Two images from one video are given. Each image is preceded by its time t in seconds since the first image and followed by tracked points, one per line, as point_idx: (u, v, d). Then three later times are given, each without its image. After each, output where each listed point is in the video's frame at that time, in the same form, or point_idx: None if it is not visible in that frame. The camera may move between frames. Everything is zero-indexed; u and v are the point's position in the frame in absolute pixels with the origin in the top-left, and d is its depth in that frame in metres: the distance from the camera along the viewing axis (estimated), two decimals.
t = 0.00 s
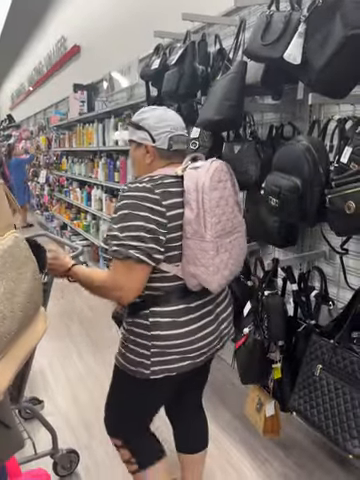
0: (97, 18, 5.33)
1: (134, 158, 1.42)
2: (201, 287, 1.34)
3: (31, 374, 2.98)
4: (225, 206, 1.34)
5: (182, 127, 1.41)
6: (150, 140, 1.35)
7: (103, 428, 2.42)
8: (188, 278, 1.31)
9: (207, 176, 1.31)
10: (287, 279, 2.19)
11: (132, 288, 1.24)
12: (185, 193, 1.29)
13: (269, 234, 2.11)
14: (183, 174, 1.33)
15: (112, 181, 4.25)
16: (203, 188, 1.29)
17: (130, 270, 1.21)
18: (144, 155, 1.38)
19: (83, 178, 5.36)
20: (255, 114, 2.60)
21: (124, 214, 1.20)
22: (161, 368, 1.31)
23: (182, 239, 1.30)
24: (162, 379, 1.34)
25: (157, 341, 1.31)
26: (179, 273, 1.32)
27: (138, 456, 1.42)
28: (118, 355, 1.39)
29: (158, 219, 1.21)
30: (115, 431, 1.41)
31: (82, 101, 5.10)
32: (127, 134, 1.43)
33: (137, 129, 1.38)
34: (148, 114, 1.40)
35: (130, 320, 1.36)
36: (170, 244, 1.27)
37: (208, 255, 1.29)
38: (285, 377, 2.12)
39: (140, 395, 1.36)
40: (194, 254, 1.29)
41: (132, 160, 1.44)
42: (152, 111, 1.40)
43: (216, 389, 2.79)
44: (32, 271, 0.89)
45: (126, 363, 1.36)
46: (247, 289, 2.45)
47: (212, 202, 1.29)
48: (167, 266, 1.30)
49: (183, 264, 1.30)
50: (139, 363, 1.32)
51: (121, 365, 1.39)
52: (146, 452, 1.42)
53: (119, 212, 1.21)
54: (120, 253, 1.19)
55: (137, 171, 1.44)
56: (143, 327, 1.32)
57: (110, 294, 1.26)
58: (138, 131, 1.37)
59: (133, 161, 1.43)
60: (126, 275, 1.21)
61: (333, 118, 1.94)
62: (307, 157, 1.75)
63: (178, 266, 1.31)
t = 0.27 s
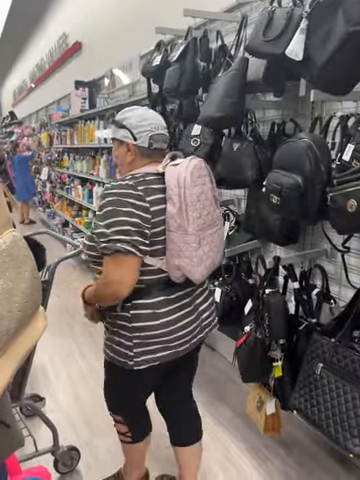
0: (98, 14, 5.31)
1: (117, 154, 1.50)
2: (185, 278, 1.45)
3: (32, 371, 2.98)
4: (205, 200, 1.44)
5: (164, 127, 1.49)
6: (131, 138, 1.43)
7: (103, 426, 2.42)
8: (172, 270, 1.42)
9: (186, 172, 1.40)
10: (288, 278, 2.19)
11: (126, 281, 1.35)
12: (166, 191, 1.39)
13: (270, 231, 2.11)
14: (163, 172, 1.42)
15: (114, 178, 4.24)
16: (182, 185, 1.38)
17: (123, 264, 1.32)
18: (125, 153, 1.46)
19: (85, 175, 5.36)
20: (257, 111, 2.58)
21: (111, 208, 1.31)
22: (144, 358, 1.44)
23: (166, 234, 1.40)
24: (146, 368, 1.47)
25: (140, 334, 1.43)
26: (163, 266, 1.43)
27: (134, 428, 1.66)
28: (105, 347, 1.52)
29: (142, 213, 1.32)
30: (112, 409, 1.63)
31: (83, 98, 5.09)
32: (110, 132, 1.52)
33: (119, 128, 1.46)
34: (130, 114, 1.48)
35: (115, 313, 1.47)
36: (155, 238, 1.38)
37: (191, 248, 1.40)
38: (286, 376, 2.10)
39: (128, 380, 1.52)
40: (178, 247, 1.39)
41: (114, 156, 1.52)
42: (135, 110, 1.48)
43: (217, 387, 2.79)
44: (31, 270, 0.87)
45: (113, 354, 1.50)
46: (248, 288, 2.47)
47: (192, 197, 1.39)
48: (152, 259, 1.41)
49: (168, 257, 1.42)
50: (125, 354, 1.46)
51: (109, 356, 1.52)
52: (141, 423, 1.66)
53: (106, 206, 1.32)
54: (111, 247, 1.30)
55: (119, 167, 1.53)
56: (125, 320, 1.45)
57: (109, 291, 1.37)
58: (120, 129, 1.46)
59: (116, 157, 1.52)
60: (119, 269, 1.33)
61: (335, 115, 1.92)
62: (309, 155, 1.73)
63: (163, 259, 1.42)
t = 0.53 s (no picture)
0: (102, 11, 5.28)
1: (108, 147, 1.57)
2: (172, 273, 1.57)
3: (35, 368, 2.98)
4: (192, 199, 1.54)
5: (154, 127, 1.59)
6: (125, 133, 1.51)
7: (106, 424, 2.42)
8: (160, 265, 1.53)
9: (174, 173, 1.50)
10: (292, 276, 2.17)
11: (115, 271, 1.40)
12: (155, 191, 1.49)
13: (274, 229, 2.10)
14: (154, 171, 1.51)
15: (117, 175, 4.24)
16: (171, 186, 1.48)
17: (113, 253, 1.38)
18: (117, 147, 1.54)
19: (89, 172, 5.35)
20: (261, 108, 2.56)
21: (105, 204, 1.38)
22: (133, 346, 1.54)
23: (156, 231, 1.51)
24: (136, 356, 1.57)
25: (129, 324, 1.53)
26: (152, 261, 1.53)
27: (131, 423, 1.70)
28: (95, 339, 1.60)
29: (134, 210, 1.41)
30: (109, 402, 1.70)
31: (87, 95, 5.08)
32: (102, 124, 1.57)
33: (113, 122, 1.53)
34: (125, 109, 1.55)
35: (104, 306, 1.55)
36: (146, 234, 1.49)
37: (178, 244, 1.51)
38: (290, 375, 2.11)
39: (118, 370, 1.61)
40: (166, 244, 1.51)
41: (104, 148, 1.59)
42: (131, 107, 1.56)
43: (221, 385, 2.78)
44: (34, 269, 0.87)
45: (103, 346, 1.58)
46: (252, 286, 2.45)
47: (179, 198, 1.48)
48: (142, 254, 1.51)
49: (156, 253, 1.52)
50: (115, 345, 1.54)
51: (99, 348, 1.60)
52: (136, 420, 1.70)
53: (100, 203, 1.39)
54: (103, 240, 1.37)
55: (108, 159, 1.60)
56: (114, 312, 1.53)
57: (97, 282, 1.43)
58: (114, 124, 1.53)
59: (105, 149, 1.58)
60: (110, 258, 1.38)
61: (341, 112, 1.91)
62: (315, 152, 1.72)
63: (152, 254, 1.53)
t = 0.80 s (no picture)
0: (105, 8, 5.26)
1: (130, 144, 1.57)
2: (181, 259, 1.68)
3: (37, 367, 2.98)
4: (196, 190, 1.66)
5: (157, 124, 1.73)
6: (154, 132, 1.61)
7: (108, 423, 2.41)
8: (175, 252, 1.61)
9: (184, 165, 1.60)
10: (296, 275, 2.15)
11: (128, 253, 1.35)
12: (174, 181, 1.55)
13: (278, 228, 2.07)
14: (168, 166, 1.54)
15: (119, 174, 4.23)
16: (186, 176, 1.57)
17: (130, 233, 1.34)
18: (144, 143, 1.59)
19: (91, 170, 5.34)
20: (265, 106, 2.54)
21: (135, 194, 1.37)
22: (157, 332, 1.60)
23: (173, 220, 1.57)
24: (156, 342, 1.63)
25: (153, 312, 1.58)
26: (168, 249, 1.60)
27: (140, 417, 1.70)
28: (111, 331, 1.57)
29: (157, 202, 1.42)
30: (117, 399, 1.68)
31: (90, 93, 5.07)
32: (126, 119, 1.54)
33: (142, 120, 1.57)
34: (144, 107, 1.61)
35: (122, 297, 1.54)
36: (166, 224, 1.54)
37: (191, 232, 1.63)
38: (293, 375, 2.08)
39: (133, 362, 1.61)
40: (183, 232, 1.60)
41: (124, 145, 1.58)
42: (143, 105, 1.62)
43: (224, 385, 2.77)
44: (33, 270, 0.85)
45: (125, 339, 1.56)
46: (255, 286, 2.42)
47: (192, 187, 1.59)
48: (161, 243, 1.57)
49: (173, 241, 1.59)
50: (139, 334, 1.56)
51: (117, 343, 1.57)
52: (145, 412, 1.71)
53: (130, 189, 1.37)
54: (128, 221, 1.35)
55: (126, 156, 1.59)
56: (136, 302, 1.55)
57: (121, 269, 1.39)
58: (144, 121, 1.57)
59: (128, 146, 1.58)
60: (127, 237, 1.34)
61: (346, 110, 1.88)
62: (319, 150, 1.69)
63: (168, 242, 1.59)
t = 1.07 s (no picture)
0: (108, 5, 5.24)
1: (146, 141, 1.60)
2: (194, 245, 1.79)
3: (39, 365, 2.98)
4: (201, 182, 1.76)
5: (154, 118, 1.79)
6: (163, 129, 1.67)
7: (109, 422, 2.40)
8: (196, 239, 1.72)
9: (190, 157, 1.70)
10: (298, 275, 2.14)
11: (185, 238, 1.38)
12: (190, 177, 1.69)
13: (281, 227, 2.06)
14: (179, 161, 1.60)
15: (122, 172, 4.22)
16: (197, 167, 1.76)
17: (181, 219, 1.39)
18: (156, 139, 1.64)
19: (94, 168, 5.33)
20: (268, 103, 2.51)
21: (175, 187, 1.44)
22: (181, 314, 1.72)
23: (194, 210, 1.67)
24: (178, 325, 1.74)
25: (178, 295, 1.69)
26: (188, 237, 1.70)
27: (150, 405, 1.75)
28: (139, 321, 1.63)
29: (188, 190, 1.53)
30: (131, 387, 1.72)
31: (92, 91, 5.06)
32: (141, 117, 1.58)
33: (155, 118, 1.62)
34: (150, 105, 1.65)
35: (150, 286, 1.62)
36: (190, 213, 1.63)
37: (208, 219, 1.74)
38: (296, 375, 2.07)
39: (152, 348, 1.69)
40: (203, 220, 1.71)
41: (141, 142, 1.59)
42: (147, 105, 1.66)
43: (225, 385, 2.75)
44: (31, 269, 0.84)
45: (153, 326, 1.63)
46: (258, 285, 2.40)
47: (201, 176, 1.78)
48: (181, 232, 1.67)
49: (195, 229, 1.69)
50: (169, 318, 1.65)
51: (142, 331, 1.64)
52: (155, 399, 1.77)
53: (170, 183, 1.43)
54: (176, 211, 1.40)
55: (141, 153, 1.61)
56: (164, 290, 1.64)
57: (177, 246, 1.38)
58: (156, 119, 1.62)
59: (143, 143, 1.60)
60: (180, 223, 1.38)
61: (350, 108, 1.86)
62: (323, 149, 1.67)
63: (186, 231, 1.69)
